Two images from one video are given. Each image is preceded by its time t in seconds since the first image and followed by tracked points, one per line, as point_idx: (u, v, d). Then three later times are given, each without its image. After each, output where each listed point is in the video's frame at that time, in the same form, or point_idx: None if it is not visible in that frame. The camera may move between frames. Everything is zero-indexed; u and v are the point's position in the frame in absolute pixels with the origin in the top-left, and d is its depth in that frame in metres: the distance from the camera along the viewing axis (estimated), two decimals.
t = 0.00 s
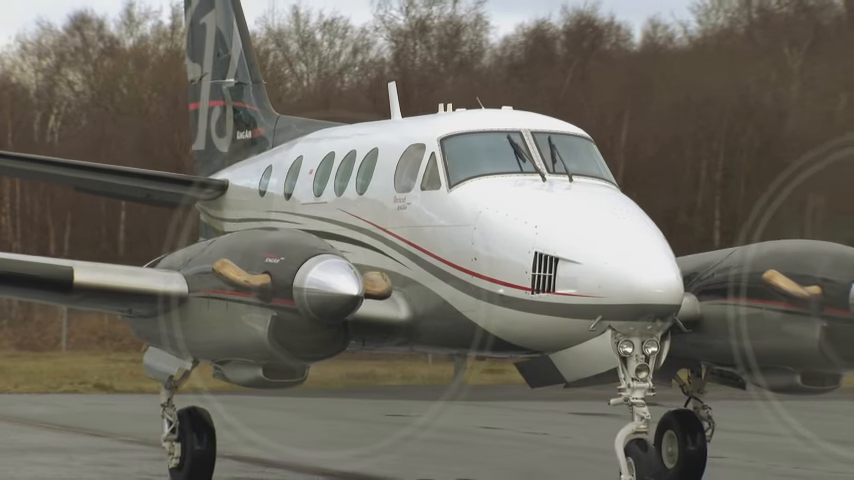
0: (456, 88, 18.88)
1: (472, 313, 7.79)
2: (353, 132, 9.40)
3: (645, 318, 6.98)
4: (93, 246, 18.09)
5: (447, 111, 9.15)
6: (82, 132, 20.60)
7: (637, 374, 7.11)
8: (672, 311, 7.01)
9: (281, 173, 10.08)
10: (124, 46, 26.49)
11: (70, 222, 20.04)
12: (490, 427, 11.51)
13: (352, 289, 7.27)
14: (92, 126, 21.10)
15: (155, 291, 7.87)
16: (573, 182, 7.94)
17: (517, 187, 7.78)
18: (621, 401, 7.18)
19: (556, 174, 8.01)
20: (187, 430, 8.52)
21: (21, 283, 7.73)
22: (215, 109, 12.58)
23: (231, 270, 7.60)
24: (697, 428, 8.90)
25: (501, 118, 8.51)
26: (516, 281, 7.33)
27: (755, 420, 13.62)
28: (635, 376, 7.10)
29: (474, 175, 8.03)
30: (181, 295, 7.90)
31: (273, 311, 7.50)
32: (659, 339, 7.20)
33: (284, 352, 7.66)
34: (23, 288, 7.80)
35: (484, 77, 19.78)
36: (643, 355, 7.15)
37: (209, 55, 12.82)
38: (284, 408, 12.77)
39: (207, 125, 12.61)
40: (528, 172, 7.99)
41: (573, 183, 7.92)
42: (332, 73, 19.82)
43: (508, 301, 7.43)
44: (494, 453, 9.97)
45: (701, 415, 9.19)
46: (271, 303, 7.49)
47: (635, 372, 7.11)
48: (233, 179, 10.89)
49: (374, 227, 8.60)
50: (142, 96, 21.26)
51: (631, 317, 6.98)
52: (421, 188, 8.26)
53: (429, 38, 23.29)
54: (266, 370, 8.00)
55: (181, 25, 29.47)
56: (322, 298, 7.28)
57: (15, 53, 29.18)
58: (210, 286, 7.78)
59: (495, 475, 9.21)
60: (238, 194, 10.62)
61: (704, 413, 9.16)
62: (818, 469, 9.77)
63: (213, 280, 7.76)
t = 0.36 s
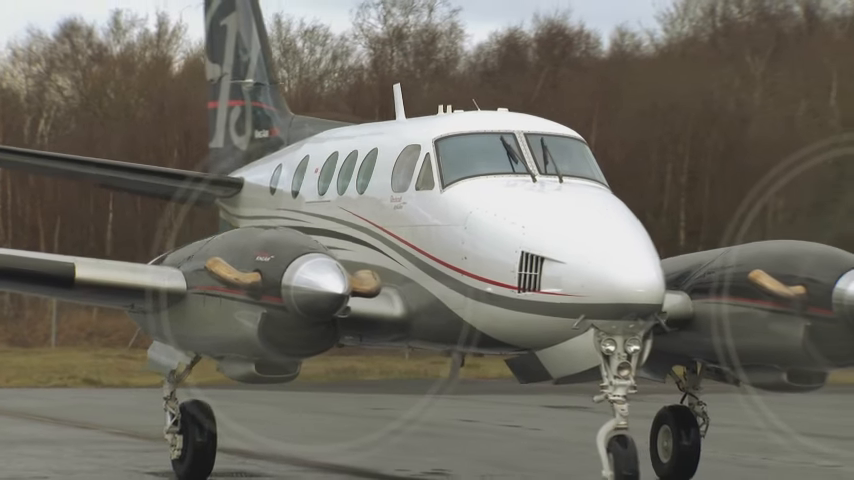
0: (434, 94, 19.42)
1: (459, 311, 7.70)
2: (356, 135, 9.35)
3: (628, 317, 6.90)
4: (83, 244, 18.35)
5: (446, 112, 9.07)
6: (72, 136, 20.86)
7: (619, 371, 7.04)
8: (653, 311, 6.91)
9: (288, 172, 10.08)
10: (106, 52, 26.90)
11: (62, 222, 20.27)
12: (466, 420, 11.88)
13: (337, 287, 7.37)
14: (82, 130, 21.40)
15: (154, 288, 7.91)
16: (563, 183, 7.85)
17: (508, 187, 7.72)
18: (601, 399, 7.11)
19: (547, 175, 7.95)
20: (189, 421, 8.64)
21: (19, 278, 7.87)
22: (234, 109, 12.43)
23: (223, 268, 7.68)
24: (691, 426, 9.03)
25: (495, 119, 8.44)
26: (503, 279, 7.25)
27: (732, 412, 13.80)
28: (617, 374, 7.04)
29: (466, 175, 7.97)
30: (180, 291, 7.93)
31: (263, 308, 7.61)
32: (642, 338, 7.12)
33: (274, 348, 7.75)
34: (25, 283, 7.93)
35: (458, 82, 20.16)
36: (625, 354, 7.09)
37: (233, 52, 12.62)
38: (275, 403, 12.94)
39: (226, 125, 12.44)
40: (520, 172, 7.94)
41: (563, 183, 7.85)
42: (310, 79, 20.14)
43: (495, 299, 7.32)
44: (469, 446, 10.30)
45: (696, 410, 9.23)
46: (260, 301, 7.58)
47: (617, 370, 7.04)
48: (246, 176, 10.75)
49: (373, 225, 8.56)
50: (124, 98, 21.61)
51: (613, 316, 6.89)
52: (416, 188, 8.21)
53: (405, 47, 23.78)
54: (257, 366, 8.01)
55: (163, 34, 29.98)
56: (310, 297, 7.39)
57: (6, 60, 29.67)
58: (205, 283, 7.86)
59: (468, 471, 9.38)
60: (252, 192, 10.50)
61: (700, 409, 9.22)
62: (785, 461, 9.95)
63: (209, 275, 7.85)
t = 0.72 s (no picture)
0: (413, 100, 20.13)
1: (445, 308, 7.78)
2: (359, 138, 9.62)
3: (600, 311, 6.88)
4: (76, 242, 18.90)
5: (443, 116, 9.19)
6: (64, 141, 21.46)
7: (591, 364, 7.02)
8: (625, 304, 6.88)
9: (299, 172, 10.38)
10: (94, 59, 27.62)
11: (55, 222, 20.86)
12: (442, 411, 12.37)
13: (317, 280, 7.69)
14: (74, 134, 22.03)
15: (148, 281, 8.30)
16: (546, 183, 7.91)
17: (490, 187, 7.80)
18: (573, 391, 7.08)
19: (532, 175, 8.01)
20: (192, 414, 9.09)
21: (23, 279, 8.21)
22: (261, 116, 12.80)
23: (209, 263, 7.99)
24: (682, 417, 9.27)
25: (483, 123, 8.53)
26: (483, 275, 7.30)
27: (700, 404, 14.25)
28: (589, 367, 7.02)
29: (451, 175, 8.10)
30: (177, 288, 8.29)
31: (249, 302, 7.94)
32: (614, 331, 7.11)
33: (261, 342, 8.04)
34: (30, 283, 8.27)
35: (435, 89, 20.86)
36: (598, 346, 7.07)
37: (266, 64, 12.98)
38: (263, 392, 13.44)
39: (254, 132, 12.80)
40: (504, 172, 8.02)
41: (546, 183, 7.90)
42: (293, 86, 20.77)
43: (475, 296, 7.39)
44: (445, 435, 10.80)
45: (687, 405, 9.45)
46: (245, 295, 7.91)
47: (589, 362, 7.03)
48: (268, 180, 10.96)
49: (369, 226, 8.76)
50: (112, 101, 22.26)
51: (584, 310, 6.88)
52: (405, 189, 8.37)
53: (384, 58, 24.57)
54: (247, 357, 8.34)
55: (150, 43, 30.78)
56: (293, 290, 7.71)
57: None
58: (199, 280, 8.22)
59: (444, 459, 9.80)
60: (269, 194, 10.76)
61: (690, 402, 9.48)
62: (748, 449, 10.38)
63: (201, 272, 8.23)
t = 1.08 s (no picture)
0: (407, 107, 20.65)
1: (437, 305, 8.30)
2: (369, 141, 10.14)
3: (579, 311, 7.34)
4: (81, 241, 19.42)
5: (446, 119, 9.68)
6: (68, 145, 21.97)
7: (571, 361, 7.52)
8: (603, 304, 7.34)
9: (323, 171, 10.73)
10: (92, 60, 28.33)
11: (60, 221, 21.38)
12: (434, 401, 12.93)
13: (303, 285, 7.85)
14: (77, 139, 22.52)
15: (155, 292, 8.73)
16: (536, 184, 8.39)
17: (483, 190, 8.28)
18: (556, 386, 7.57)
19: (523, 178, 8.47)
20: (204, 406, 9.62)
21: (37, 275, 8.68)
22: (297, 117, 13.04)
23: (207, 265, 8.18)
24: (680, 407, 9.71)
25: (480, 128, 9.02)
26: (472, 276, 7.81)
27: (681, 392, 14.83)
28: (570, 364, 7.52)
29: (447, 179, 8.59)
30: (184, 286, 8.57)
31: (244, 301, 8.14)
32: (594, 330, 7.58)
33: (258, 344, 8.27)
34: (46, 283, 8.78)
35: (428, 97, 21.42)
36: (578, 345, 7.57)
37: (303, 66, 13.30)
38: (263, 383, 13.98)
39: (289, 132, 13.03)
40: (497, 175, 8.49)
41: (537, 186, 8.37)
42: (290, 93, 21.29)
43: (466, 295, 7.90)
44: (437, 425, 11.33)
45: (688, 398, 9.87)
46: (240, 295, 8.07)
47: (569, 360, 7.52)
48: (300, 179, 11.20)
49: (374, 226, 9.28)
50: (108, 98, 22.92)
51: (563, 310, 7.36)
52: (405, 191, 8.89)
53: (378, 65, 25.34)
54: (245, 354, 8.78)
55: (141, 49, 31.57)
56: (282, 291, 7.86)
57: None
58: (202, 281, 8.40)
59: (436, 448, 10.35)
60: (299, 195, 10.99)
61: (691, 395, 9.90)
62: (723, 438, 10.96)
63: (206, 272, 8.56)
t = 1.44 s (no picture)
0: (412, 112, 21.17)
1: (437, 300, 8.70)
2: (392, 143, 10.62)
3: (565, 307, 7.57)
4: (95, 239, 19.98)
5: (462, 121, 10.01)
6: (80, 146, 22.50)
7: (558, 354, 7.78)
8: (589, 299, 7.55)
9: (355, 172, 11.22)
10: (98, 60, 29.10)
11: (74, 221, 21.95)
12: (434, 393, 13.47)
13: (298, 278, 7.85)
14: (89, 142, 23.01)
15: (177, 286, 9.09)
16: (536, 184, 8.62)
17: (482, 189, 8.57)
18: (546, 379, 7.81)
19: (523, 178, 8.73)
20: (224, 397, 10.19)
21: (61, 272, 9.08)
22: (344, 124, 13.49)
23: (210, 259, 8.14)
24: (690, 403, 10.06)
25: (486, 131, 9.33)
26: (467, 271, 8.11)
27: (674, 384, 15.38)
28: (557, 357, 7.78)
29: (448, 179, 8.96)
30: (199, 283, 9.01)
31: (246, 294, 8.19)
32: (582, 324, 7.81)
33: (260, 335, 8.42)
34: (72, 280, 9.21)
35: (429, 102, 21.99)
36: (566, 339, 7.80)
37: (349, 76, 13.82)
38: (271, 375, 14.52)
39: (335, 139, 13.49)
40: (497, 175, 8.80)
41: (537, 186, 8.59)
42: (298, 97, 21.84)
43: (462, 290, 8.22)
44: (438, 415, 11.85)
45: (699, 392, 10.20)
46: (242, 290, 8.09)
47: (557, 353, 7.79)
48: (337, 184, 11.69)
49: (387, 225, 9.80)
50: (129, 112, 23.78)
51: (549, 305, 7.59)
52: (412, 191, 9.32)
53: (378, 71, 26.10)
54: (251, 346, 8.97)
55: (144, 55, 32.47)
56: (279, 285, 7.86)
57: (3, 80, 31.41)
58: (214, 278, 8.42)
59: (438, 437, 10.88)
60: (337, 197, 11.41)
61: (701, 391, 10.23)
62: (711, 429, 11.48)
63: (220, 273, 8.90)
